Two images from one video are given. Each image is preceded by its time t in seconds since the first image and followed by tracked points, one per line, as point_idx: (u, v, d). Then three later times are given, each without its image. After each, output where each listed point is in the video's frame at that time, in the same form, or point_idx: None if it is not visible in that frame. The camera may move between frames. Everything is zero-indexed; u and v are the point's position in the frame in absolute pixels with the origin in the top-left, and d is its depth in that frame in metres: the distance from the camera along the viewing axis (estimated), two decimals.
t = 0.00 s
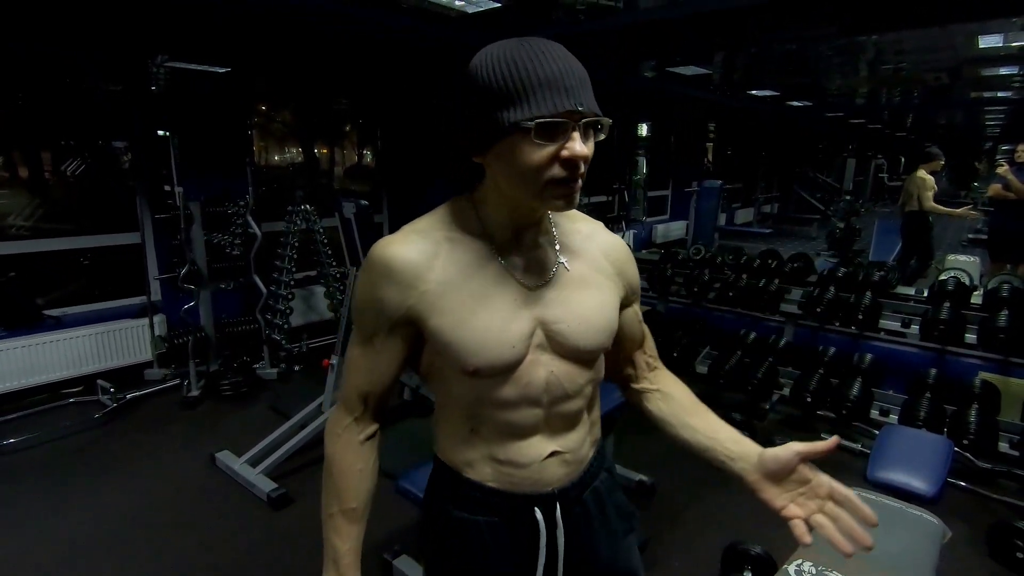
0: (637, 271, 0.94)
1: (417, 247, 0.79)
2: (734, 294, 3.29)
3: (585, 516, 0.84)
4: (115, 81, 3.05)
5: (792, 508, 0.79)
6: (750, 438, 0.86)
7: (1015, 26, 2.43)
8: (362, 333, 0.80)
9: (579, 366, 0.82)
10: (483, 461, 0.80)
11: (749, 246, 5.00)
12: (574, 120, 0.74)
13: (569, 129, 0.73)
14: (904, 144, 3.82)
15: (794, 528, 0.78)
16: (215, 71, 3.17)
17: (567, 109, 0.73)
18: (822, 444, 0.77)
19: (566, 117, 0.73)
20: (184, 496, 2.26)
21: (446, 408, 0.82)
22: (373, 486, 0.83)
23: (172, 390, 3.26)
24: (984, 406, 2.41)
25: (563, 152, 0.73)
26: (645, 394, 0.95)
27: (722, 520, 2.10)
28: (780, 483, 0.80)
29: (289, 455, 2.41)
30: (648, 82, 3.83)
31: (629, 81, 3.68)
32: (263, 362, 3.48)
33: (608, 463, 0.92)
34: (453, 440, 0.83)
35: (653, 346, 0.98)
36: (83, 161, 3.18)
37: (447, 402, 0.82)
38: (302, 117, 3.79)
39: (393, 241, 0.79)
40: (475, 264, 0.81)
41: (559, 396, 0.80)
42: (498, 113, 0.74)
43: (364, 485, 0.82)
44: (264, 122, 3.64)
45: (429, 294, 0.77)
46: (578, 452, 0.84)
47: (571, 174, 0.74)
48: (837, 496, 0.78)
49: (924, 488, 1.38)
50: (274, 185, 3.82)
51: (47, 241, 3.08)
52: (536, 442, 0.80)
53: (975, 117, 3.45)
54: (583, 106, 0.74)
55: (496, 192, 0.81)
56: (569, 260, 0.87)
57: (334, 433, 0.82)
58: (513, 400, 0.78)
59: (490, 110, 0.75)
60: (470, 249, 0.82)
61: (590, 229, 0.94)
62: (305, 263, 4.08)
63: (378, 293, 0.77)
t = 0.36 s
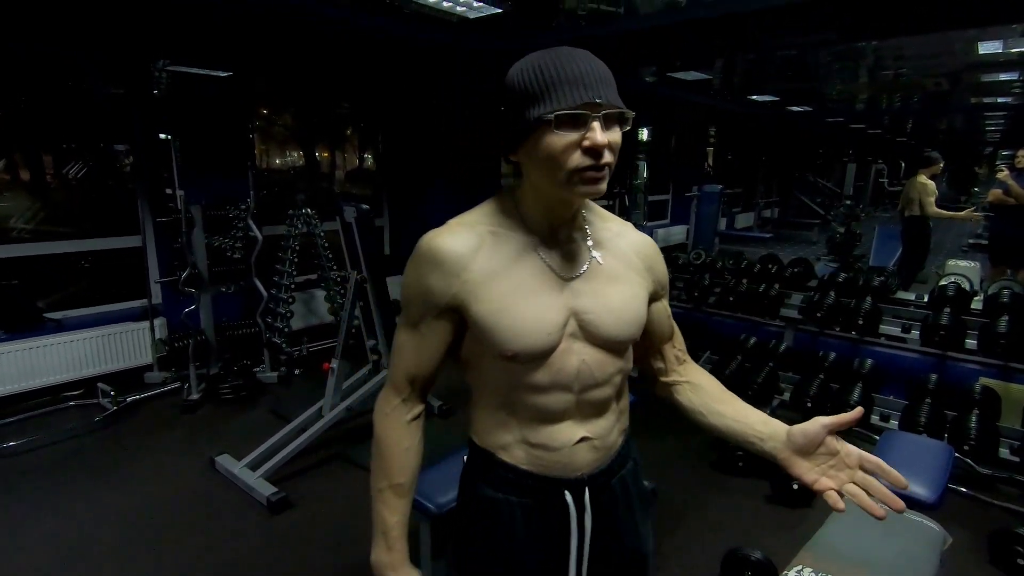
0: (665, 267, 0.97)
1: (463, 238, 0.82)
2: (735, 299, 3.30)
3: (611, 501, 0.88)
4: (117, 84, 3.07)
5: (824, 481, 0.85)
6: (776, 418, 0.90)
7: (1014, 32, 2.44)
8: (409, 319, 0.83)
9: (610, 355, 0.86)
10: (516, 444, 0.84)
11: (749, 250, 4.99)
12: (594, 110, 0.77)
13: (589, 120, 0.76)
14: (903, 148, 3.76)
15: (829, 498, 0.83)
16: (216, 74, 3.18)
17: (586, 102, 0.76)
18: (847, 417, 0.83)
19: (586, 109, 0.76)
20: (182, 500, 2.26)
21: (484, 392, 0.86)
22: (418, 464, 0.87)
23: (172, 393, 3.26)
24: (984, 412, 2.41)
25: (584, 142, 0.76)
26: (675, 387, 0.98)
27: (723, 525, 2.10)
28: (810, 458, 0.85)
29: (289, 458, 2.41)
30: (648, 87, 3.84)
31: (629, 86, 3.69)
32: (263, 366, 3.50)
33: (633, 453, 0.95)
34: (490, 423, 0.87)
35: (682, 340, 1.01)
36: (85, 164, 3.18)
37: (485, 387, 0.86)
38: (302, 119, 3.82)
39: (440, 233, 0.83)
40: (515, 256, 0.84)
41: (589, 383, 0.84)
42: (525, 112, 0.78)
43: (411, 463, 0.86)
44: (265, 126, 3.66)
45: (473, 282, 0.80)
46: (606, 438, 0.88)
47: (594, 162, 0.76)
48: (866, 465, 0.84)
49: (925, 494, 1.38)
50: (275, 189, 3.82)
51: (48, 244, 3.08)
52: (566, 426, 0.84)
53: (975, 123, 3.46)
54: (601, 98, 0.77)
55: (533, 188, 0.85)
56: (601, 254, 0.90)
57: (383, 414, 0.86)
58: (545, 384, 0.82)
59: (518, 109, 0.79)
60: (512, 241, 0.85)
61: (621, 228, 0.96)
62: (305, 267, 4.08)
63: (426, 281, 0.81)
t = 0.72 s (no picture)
0: (693, 273, 0.98)
1: (502, 233, 0.87)
2: (734, 300, 3.30)
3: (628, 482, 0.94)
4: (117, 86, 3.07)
5: (801, 489, 0.87)
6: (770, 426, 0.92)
7: (1013, 35, 2.45)
8: (450, 303, 0.88)
9: (629, 350, 0.90)
10: (538, 425, 0.90)
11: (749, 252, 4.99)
12: (598, 108, 0.84)
13: (593, 117, 0.84)
14: (901, 150, 3.68)
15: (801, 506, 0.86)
16: (216, 77, 3.18)
17: (590, 101, 0.84)
18: (833, 435, 0.83)
19: (591, 107, 0.84)
20: (181, 503, 2.25)
21: (513, 376, 0.92)
22: (453, 433, 0.91)
23: (172, 395, 3.26)
24: (984, 414, 2.41)
25: (588, 136, 0.83)
26: (682, 381, 1.01)
27: (723, 527, 2.10)
28: (792, 467, 0.87)
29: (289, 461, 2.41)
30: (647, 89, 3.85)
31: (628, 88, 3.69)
32: (263, 368, 3.50)
33: (654, 439, 1.01)
34: (517, 404, 0.93)
35: (697, 340, 1.02)
36: (84, 166, 3.20)
37: (515, 371, 0.91)
38: (302, 122, 3.83)
39: (482, 226, 0.88)
40: (549, 251, 0.88)
41: (609, 373, 0.89)
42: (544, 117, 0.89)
43: (447, 431, 0.89)
44: (266, 128, 3.67)
45: (509, 274, 0.85)
46: (622, 425, 0.92)
47: (598, 153, 0.82)
48: (841, 480, 0.86)
49: (925, 495, 1.39)
50: (275, 190, 3.84)
51: (46, 246, 3.06)
52: (585, 413, 0.89)
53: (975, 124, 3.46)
54: (604, 95, 0.84)
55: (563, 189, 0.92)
56: (628, 254, 0.93)
57: (422, 386, 0.91)
58: (567, 371, 0.87)
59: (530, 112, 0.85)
60: (546, 238, 0.90)
61: (652, 231, 0.98)
62: (305, 269, 4.09)
63: (466, 269, 0.86)
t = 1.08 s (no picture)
0: (710, 264, 0.96)
1: (518, 225, 0.90)
2: (734, 297, 3.30)
3: (633, 467, 0.93)
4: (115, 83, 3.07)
5: (805, 479, 0.84)
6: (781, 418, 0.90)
7: (1013, 31, 2.44)
8: (470, 290, 0.94)
9: (636, 335, 0.90)
10: (549, 407, 0.93)
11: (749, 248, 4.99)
12: (597, 102, 0.85)
13: (590, 111, 0.84)
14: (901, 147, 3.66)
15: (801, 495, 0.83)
16: (214, 74, 3.17)
17: (587, 96, 0.85)
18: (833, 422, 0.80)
19: (588, 102, 0.85)
20: (180, 500, 2.25)
21: (529, 359, 0.95)
22: (476, 409, 0.97)
23: (172, 391, 3.26)
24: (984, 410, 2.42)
25: (586, 129, 0.84)
26: (706, 376, 1.01)
27: (723, 522, 2.11)
28: (796, 456, 0.85)
29: (288, 457, 2.41)
30: (646, 87, 3.84)
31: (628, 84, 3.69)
32: (263, 364, 3.50)
33: (665, 428, 1.00)
34: (531, 385, 0.96)
35: (722, 335, 1.01)
36: (84, 163, 3.20)
37: (531, 354, 0.94)
38: (302, 121, 3.84)
39: (498, 217, 0.92)
40: (560, 241, 0.90)
41: (616, 357, 0.90)
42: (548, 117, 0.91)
43: (469, 408, 0.96)
44: (265, 125, 3.68)
45: (521, 263, 0.88)
46: (630, 410, 0.93)
47: (596, 144, 0.83)
48: (847, 471, 0.81)
49: (925, 492, 1.39)
50: (275, 187, 3.84)
51: (46, 243, 3.06)
52: (592, 396, 0.91)
53: (975, 121, 3.45)
54: (600, 90, 0.85)
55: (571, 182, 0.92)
56: (637, 244, 0.92)
57: (446, 366, 0.97)
58: (575, 353, 0.90)
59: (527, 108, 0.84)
60: (558, 229, 0.92)
61: (669, 224, 0.96)
62: (305, 265, 4.09)
63: (483, 259, 0.90)
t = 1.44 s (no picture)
0: (708, 257, 0.96)
1: (516, 216, 0.90)
2: (734, 290, 3.29)
3: (632, 461, 0.93)
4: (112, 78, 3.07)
5: (823, 456, 0.85)
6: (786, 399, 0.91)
7: (1013, 22, 2.43)
8: (467, 281, 0.93)
9: (636, 327, 0.90)
10: (549, 400, 0.93)
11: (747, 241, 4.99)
12: (597, 101, 0.84)
13: (592, 110, 0.83)
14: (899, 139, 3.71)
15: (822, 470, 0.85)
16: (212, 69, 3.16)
17: (588, 94, 0.84)
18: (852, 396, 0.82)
19: (589, 101, 0.84)
20: (181, 495, 2.25)
21: (527, 352, 0.94)
22: (471, 403, 0.96)
23: (172, 386, 3.26)
24: (983, 402, 2.43)
25: (586, 129, 0.83)
26: (710, 372, 0.99)
27: (723, 514, 2.11)
28: (811, 434, 0.86)
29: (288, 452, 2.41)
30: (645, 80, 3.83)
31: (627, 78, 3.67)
32: (263, 360, 3.50)
33: (665, 421, 1.00)
34: (529, 379, 0.95)
35: (723, 330, 1.01)
36: (81, 158, 3.19)
37: (528, 347, 0.94)
38: (301, 117, 3.85)
39: (498, 210, 0.91)
40: (559, 233, 0.90)
41: (616, 351, 0.90)
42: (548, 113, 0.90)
43: (464, 401, 0.95)
44: (263, 119, 3.67)
45: (518, 254, 0.88)
46: (629, 403, 0.93)
47: (595, 145, 0.82)
48: (862, 441, 0.85)
49: (924, 483, 1.42)
50: (273, 182, 3.83)
51: (44, 239, 3.06)
52: (591, 389, 0.91)
53: (974, 113, 3.45)
54: (601, 90, 0.83)
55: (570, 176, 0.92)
56: (637, 238, 0.92)
57: (442, 358, 0.96)
58: (574, 346, 0.89)
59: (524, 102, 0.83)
60: (556, 221, 0.91)
61: (666, 219, 0.96)
62: (304, 260, 4.08)
63: (481, 250, 0.90)
